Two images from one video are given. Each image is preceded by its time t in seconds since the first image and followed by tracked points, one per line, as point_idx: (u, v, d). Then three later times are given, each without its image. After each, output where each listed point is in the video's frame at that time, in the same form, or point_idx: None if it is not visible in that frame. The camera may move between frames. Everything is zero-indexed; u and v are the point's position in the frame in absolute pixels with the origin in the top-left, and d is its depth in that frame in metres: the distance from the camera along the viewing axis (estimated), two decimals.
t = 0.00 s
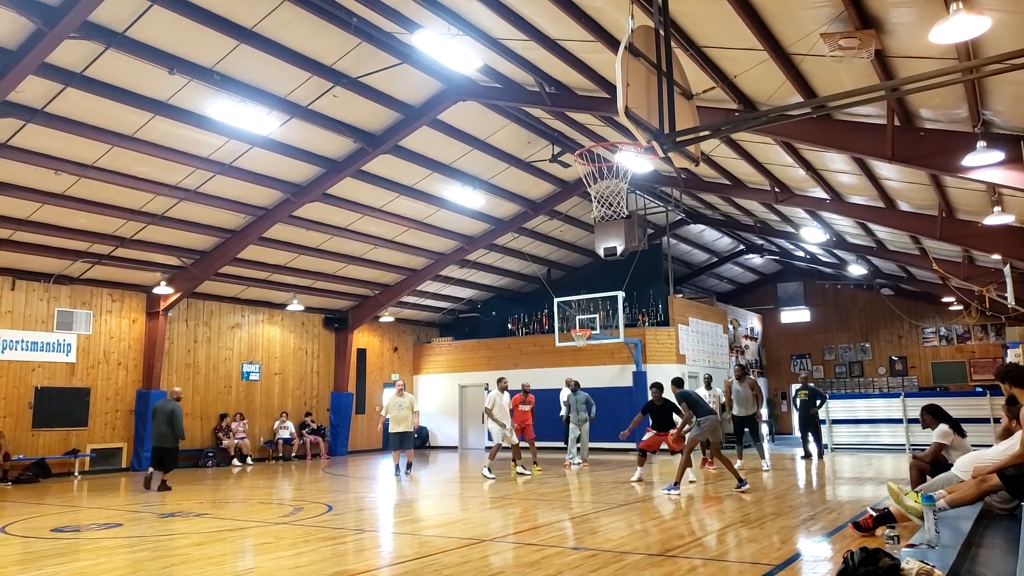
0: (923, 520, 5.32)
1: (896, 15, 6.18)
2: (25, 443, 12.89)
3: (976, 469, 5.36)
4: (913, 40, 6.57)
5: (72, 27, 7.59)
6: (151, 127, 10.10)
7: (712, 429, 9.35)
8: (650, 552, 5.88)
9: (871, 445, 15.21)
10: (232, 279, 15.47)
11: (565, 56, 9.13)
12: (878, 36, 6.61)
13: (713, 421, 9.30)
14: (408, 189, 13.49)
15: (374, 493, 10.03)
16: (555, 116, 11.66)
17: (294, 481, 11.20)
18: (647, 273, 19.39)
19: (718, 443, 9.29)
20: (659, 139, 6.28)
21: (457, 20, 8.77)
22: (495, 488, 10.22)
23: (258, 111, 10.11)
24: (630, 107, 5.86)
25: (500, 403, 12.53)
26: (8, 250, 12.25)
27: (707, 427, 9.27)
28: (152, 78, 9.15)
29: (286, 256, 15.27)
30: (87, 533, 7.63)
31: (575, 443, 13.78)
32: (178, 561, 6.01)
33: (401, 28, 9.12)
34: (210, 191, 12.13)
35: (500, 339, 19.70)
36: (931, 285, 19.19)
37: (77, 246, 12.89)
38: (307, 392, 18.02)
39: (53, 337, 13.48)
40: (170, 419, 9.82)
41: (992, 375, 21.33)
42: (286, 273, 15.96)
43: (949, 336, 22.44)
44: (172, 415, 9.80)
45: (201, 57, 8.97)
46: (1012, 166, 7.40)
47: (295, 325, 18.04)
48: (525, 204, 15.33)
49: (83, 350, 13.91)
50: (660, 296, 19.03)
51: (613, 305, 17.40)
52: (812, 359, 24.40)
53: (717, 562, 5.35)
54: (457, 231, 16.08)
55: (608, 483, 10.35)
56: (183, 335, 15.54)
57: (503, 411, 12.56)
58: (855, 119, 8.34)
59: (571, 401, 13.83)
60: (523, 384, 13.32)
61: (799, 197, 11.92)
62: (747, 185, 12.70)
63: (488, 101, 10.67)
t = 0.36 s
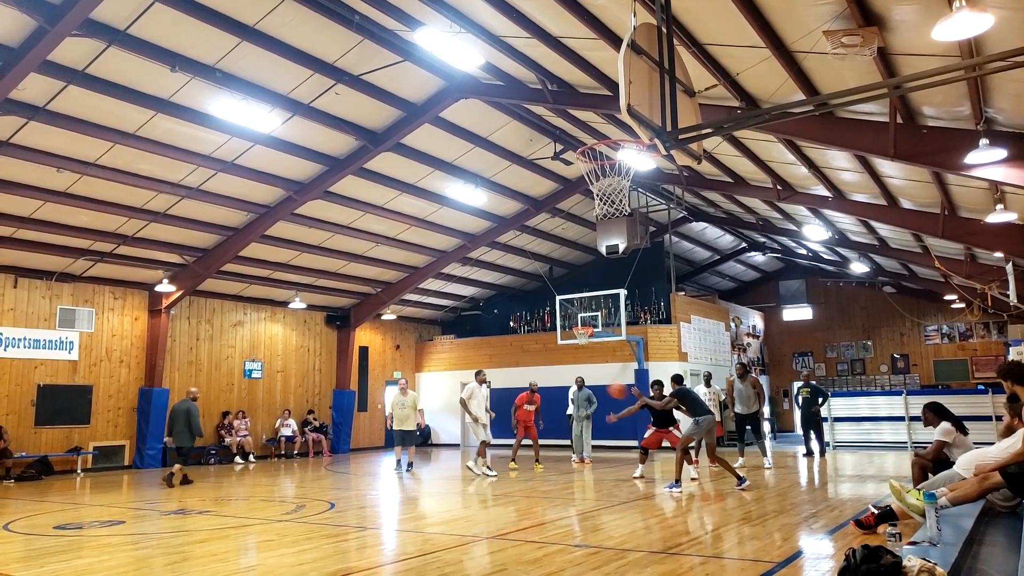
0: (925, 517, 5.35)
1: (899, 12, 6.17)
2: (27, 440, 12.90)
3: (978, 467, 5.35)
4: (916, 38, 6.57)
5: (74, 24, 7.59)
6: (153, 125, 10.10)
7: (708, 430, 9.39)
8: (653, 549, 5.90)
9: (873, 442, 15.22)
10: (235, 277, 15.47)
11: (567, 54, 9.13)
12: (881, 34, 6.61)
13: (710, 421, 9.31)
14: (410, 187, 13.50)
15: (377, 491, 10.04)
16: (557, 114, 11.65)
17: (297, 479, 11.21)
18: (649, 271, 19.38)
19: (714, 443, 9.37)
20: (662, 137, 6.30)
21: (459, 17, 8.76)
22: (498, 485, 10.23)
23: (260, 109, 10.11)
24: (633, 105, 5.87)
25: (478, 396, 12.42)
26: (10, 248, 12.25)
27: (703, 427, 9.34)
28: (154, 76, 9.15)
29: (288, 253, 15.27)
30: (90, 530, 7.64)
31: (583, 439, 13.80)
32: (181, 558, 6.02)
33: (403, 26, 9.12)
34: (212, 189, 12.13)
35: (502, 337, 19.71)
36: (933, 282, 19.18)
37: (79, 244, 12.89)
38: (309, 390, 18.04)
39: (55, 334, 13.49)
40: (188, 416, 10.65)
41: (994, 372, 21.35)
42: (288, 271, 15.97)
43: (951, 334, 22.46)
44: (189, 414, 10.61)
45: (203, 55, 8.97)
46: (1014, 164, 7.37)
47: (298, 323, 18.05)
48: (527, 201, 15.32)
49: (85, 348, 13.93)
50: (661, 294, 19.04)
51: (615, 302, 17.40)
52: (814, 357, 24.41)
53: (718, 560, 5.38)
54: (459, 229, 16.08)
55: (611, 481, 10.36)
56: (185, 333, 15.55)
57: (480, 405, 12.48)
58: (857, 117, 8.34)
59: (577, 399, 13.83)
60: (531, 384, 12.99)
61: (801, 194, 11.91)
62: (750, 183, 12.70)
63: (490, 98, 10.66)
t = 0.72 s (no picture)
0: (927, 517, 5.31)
1: (901, 12, 6.17)
2: (29, 438, 12.92)
3: (980, 468, 5.35)
4: (919, 37, 6.56)
5: (77, 23, 7.62)
6: (156, 123, 10.13)
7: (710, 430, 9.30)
8: (654, 548, 5.89)
9: (875, 442, 15.18)
10: (237, 275, 15.49)
11: (569, 53, 9.12)
12: (884, 33, 6.61)
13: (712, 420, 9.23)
14: (413, 186, 13.51)
15: (378, 489, 10.04)
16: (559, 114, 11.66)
17: (297, 477, 11.21)
18: (651, 271, 19.36)
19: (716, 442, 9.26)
20: (664, 136, 6.30)
21: (461, 17, 8.77)
22: (499, 484, 10.22)
23: (263, 108, 10.13)
24: (635, 104, 5.88)
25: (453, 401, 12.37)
26: (13, 246, 12.28)
27: (704, 426, 9.27)
28: (157, 75, 9.18)
29: (290, 252, 15.28)
30: (91, 528, 7.65)
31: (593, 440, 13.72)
32: (182, 556, 6.02)
33: (405, 25, 9.13)
34: (215, 187, 12.15)
35: (503, 337, 19.71)
36: (936, 283, 19.14)
37: (82, 242, 12.91)
38: (311, 389, 18.04)
39: (58, 332, 13.51)
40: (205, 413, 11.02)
41: (997, 373, 21.30)
42: (290, 269, 15.98)
43: (954, 334, 22.41)
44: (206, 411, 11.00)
45: (206, 54, 8.99)
46: (1017, 165, 7.34)
47: (300, 322, 18.06)
48: (529, 200, 15.30)
49: (87, 346, 13.94)
50: (663, 294, 19.02)
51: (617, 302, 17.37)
52: (816, 357, 24.37)
53: (718, 559, 5.37)
54: (461, 228, 16.08)
55: (612, 480, 10.34)
56: (188, 331, 15.57)
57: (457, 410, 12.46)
58: (859, 117, 8.34)
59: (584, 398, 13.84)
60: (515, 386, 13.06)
61: (803, 194, 11.89)
62: (752, 183, 12.68)
63: (492, 98, 10.67)
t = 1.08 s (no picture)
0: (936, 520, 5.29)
1: (907, 10, 6.14)
2: (39, 442, 13.02)
3: (991, 469, 5.32)
4: (925, 36, 6.52)
5: (84, 29, 7.68)
6: (162, 128, 10.19)
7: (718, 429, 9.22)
8: (659, 551, 5.85)
9: (883, 444, 15.08)
10: (243, 279, 15.56)
11: (573, 55, 9.12)
12: (889, 32, 6.57)
13: (719, 420, 9.20)
14: (417, 189, 13.54)
15: (382, 491, 10.05)
16: (563, 116, 11.66)
17: (303, 480, 11.22)
18: (657, 272, 19.30)
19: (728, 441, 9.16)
20: (668, 137, 6.29)
21: (465, 20, 8.79)
22: (504, 486, 10.20)
23: (268, 112, 10.17)
24: (638, 105, 5.88)
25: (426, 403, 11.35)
26: (21, 251, 12.38)
27: (714, 426, 9.21)
28: (163, 80, 9.24)
29: (296, 255, 15.34)
30: (99, 531, 7.69)
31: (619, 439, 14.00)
32: (189, 560, 6.02)
33: (409, 28, 9.15)
34: (221, 191, 12.21)
35: (508, 339, 19.70)
36: (945, 283, 18.99)
37: (89, 246, 13.00)
38: (316, 391, 18.09)
39: (66, 336, 13.60)
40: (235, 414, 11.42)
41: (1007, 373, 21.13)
42: (296, 272, 16.03)
43: (963, 334, 22.23)
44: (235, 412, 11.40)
45: (211, 59, 9.05)
46: None
47: (305, 325, 18.12)
48: (534, 202, 15.30)
49: (95, 350, 14.03)
50: (669, 295, 18.95)
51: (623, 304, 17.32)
52: (823, 358, 24.21)
53: (722, 562, 5.34)
54: (466, 230, 16.09)
55: (617, 482, 10.29)
56: (194, 335, 15.64)
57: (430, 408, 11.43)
58: (865, 116, 8.30)
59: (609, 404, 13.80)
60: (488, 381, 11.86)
61: (808, 194, 11.83)
62: (757, 183, 12.63)
63: (496, 100, 10.68)
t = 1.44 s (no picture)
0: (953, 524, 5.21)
1: (920, 12, 6.10)
2: (52, 444, 13.12)
3: (1007, 474, 5.32)
4: (938, 38, 6.49)
5: (97, 35, 7.75)
6: (174, 133, 10.26)
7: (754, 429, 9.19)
8: (671, 555, 5.84)
9: (896, 448, 14.97)
10: (254, 282, 15.61)
11: (584, 58, 9.12)
12: (902, 34, 6.54)
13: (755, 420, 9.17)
14: (427, 193, 13.56)
15: (392, 495, 10.06)
16: (573, 119, 11.65)
17: (314, 483, 11.25)
18: (667, 275, 19.23)
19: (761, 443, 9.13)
20: (678, 140, 6.28)
21: (475, 23, 8.81)
22: (515, 490, 10.18)
23: (279, 116, 10.21)
24: (649, 108, 5.87)
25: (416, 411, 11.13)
26: (35, 255, 12.48)
27: (747, 427, 9.20)
28: (175, 85, 9.29)
29: (306, 259, 15.39)
30: (112, 533, 7.73)
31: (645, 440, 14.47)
32: (202, 562, 6.06)
33: (419, 32, 9.17)
34: (232, 195, 12.27)
35: (518, 342, 19.71)
36: (958, 285, 18.85)
37: (102, 250, 13.08)
38: (327, 394, 18.13)
39: (79, 339, 13.69)
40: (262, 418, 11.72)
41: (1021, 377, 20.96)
42: (306, 276, 16.08)
43: (977, 338, 22.04)
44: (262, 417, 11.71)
45: (222, 64, 9.10)
46: None
47: (316, 328, 18.17)
48: (543, 205, 15.29)
49: (107, 353, 14.10)
50: (680, 298, 18.89)
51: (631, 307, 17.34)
52: (835, 361, 24.09)
53: (735, 566, 5.32)
54: (475, 233, 16.10)
55: (628, 486, 10.26)
56: (205, 338, 15.71)
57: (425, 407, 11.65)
58: (877, 118, 8.25)
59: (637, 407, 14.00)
60: (474, 391, 11.49)
61: (820, 197, 11.78)
62: (768, 186, 12.58)
63: (506, 103, 10.68)
